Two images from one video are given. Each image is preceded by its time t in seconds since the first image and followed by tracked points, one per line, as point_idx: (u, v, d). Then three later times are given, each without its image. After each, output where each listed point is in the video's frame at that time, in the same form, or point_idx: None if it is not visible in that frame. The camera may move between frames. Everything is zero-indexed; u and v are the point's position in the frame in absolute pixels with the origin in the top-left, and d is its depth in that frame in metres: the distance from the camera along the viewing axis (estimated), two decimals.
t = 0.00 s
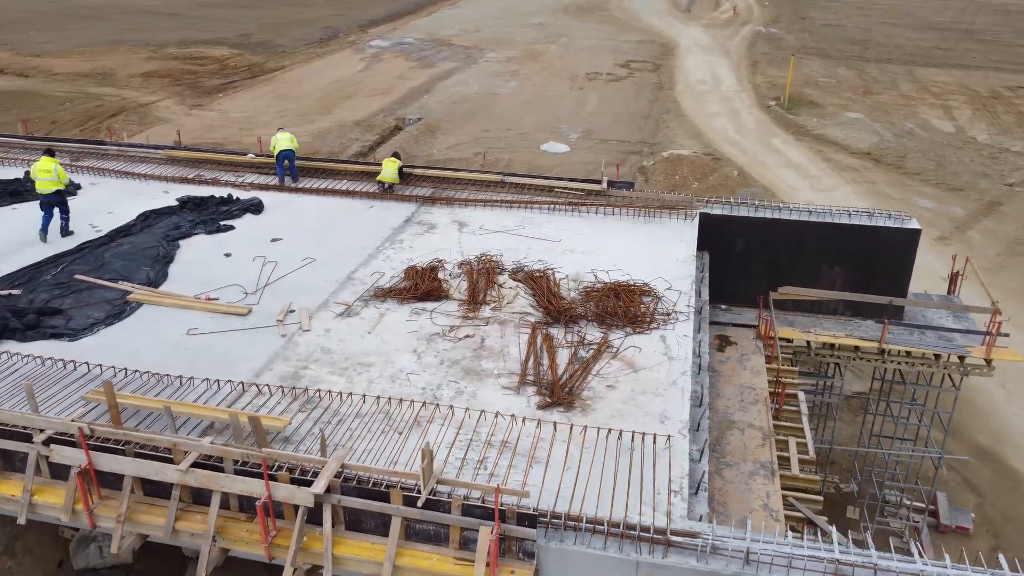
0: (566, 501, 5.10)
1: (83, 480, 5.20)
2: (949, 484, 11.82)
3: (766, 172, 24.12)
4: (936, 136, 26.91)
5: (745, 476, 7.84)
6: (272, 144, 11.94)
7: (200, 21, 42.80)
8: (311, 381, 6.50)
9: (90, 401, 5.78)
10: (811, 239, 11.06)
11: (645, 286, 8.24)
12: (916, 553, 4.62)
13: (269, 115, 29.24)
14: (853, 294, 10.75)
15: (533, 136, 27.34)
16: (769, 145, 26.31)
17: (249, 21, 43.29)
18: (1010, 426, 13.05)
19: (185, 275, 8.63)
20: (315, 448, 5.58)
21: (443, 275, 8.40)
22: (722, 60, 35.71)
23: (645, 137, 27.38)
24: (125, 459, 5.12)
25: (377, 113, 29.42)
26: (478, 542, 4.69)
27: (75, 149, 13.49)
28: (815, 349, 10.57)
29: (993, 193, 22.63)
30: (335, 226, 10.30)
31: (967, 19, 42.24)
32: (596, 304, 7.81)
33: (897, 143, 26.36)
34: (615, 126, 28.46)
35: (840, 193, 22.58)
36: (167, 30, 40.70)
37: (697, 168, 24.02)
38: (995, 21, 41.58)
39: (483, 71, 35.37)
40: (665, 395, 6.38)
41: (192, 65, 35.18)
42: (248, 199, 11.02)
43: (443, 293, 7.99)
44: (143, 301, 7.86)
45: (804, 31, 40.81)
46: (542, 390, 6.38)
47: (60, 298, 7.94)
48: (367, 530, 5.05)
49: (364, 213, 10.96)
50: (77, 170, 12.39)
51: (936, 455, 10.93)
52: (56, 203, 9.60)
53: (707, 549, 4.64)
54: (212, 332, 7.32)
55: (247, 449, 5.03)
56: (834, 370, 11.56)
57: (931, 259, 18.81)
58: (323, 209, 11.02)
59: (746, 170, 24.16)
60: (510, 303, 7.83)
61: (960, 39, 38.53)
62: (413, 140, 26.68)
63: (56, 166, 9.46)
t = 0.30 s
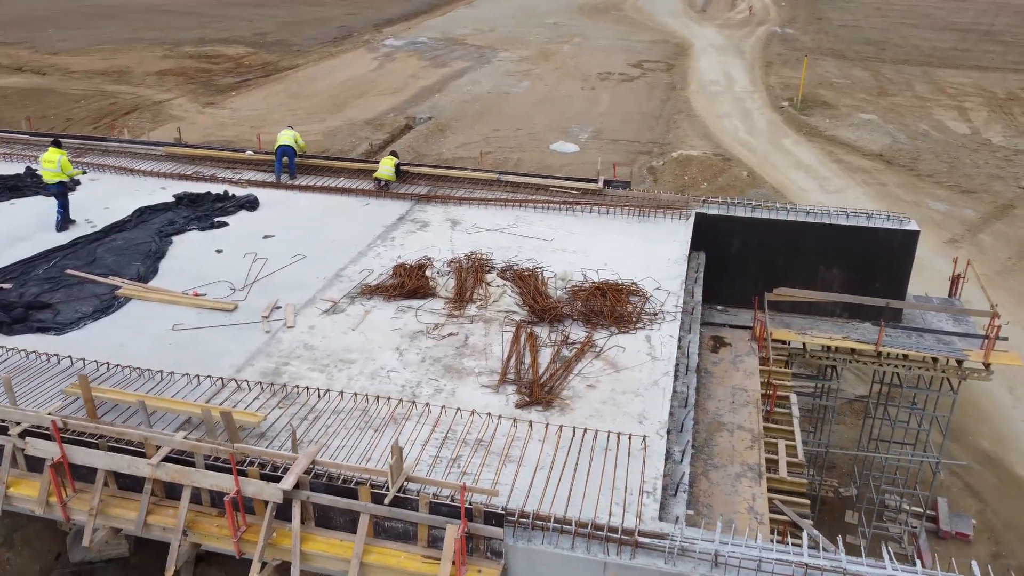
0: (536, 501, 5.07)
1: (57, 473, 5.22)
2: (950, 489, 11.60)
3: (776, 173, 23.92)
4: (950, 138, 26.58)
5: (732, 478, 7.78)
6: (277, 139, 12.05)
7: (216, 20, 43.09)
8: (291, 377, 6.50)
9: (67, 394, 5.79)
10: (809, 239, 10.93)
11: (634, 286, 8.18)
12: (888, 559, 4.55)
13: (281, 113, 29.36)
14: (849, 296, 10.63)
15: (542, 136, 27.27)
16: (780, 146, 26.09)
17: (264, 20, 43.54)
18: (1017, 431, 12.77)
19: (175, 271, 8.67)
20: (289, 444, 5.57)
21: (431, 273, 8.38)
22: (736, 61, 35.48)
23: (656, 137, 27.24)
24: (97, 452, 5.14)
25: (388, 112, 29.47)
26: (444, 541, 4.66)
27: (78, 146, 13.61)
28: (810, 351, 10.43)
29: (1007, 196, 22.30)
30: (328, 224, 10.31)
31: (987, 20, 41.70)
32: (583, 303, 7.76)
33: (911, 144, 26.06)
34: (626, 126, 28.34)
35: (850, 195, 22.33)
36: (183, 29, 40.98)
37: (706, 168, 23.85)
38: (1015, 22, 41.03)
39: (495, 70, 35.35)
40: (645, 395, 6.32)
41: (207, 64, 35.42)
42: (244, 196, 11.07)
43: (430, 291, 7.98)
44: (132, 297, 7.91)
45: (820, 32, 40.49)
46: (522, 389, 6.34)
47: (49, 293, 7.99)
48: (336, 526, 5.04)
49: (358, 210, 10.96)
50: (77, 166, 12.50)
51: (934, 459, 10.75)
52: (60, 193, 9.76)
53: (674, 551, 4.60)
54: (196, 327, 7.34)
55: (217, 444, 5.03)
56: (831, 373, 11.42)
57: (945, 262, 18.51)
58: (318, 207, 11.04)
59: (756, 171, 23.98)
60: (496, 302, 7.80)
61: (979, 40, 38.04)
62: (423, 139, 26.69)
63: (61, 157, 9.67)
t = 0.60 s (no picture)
0: (506, 498, 5.04)
1: (31, 465, 5.26)
2: (950, 494, 11.34)
3: (786, 174, 23.74)
4: (964, 140, 26.27)
5: (717, 479, 7.74)
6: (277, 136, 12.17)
7: (232, 18, 43.35)
8: (272, 372, 6.52)
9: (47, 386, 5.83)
10: (806, 239, 10.79)
11: (621, 284, 8.13)
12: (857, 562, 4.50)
13: (292, 111, 29.46)
14: (845, 297, 10.51)
15: (552, 135, 27.20)
16: (791, 146, 25.89)
17: (279, 19, 43.75)
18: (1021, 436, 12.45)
19: (166, 265, 8.72)
20: (263, 438, 5.58)
21: (419, 269, 8.37)
22: (750, 61, 35.27)
23: (666, 137, 27.10)
24: (71, 444, 5.16)
25: (398, 111, 29.50)
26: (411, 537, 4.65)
27: (81, 142, 13.72)
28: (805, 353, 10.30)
29: (1020, 199, 21.98)
30: (321, 221, 10.32)
31: (1006, 21, 41.19)
32: (569, 301, 7.73)
33: (923, 146, 25.77)
34: (637, 126, 28.22)
35: (860, 197, 22.09)
36: (199, 27, 41.23)
37: (716, 169, 23.71)
38: None
39: (508, 69, 35.34)
40: (625, 394, 6.28)
41: (222, 62, 35.63)
42: (239, 192, 11.12)
43: (416, 287, 7.97)
44: (120, 291, 7.95)
45: (836, 32, 40.17)
46: (501, 385, 6.33)
47: (40, 286, 8.06)
48: (306, 521, 5.04)
49: (353, 207, 10.97)
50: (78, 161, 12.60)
51: (932, 463, 10.54)
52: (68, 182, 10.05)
53: (641, 550, 4.56)
54: (182, 322, 7.37)
55: (188, 437, 5.04)
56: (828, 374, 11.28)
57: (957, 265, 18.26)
58: (312, 204, 11.05)
59: (765, 171, 23.82)
60: (482, 299, 7.78)
61: (998, 41, 37.57)
62: (432, 138, 26.71)
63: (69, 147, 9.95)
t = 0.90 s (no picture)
0: (475, 494, 5.02)
1: (7, 455, 5.30)
2: (951, 498, 11.05)
3: (796, 175, 23.54)
4: (978, 142, 25.95)
5: (703, 479, 7.69)
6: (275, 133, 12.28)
7: (246, 17, 43.58)
8: (253, 366, 6.54)
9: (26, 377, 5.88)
10: (802, 239, 10.68)
11: (608, 283, 8.10)
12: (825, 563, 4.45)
13: (303, 109, 29.55)
14: (840, 298, 10.40)
15: (562, 135, 27.13)
16: (801, 147, 25.68)
17: (293, 18, 43.94)
18: None
19: (157, 261, 8.77)
20: (240, 432, 5.60)
21: (407, 265, 8.36)
22: (763, 61, 35.04)
23: (676, 137, 26.94)
24: (46, 435, 5.20)
25: (408, 110, 29.52)
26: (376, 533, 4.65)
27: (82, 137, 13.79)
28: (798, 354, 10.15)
29: None
30: (315, 217, 10.35)
31: None
32: (555, 299, 7.69)
33: (936, 147, 25.47)
34: (647, 126, 28.09)
35: (870, 198, 21.85)
36: (214, 26, 41.48)
37: (724, 169, 23.57)
38: None
39: (519, 69, 35.30)
40: (605, 392, 6.25)
41: (235, 60, 35.83)
42: (235, 188, 11.18)
43: (403, 284, 7.97)
44: (110, 285, 8.01)
45: (852, 33, 39.83)
46: (480, 382, 6.31)
47: (31, 280, 8.13)
48: (277, 515, 5.05)
49: (347, 204, 10.99)
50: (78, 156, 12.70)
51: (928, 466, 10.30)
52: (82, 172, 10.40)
53: (607, 549, 4.53)
54: (168, 316, 7.42)
55: (160, 431, 5.06)
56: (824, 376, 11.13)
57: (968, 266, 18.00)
58: (308, 201, 11.08)
59: (774, 172, 23.65)
60: (468, 296, 7.77)
61: (1016, 43, 37.11)
62: (441, 137, 26.71)
63: (79, 137, 10.22)
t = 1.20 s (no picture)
0: (445, 490, 5.01)
1: None
2: (949, 500, 10.53)
3: (805, 176, 23.34)
4: (992, 144, 25.63)
5: (687, 479, 7.65)
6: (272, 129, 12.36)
7: (260, 16, 43.79)
8: (236, 360, 6.57)
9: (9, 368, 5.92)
10: (798, 239, 10.58)
11: (596, 281, 8.06)
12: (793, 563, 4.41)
13: (314, 108, 29.62)
14: (835, 298, 10.28)
15: (571, 135, 27.04)
16: (812, 148, 25.48)
17: (306, 17, 44.11)
18: None
19: (149, 255, 8.83)
20: (217, 424, 5.62)
21: (395, 261, 8.36)
22: (776, 61, 34.80)
23: (685, 137, 26.78)
24: (23, 426, 5.24)
25: (418, 109, 29.54)
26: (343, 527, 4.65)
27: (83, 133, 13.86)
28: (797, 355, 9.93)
29: None
30: (308, 213, 10.38)
31: None
32: (542, 297, 7.67)
33: (948, 149, 25.19)
34: (657, 126, 27.96)
35: (880, 200, 21.63)
36: (228, 25, 41.70)
37: (732, 169, 23.45)
38: None
39: (531, 68, 35.25)
40: (585, 390, 6.22)
41: (248, 59, 36.00)
42: (232, 183, 11.23)
43: (390, 280, 7.98)
44: (100, 278, 8.07)
45: (867, 33, 39.53)
46: (459, 378, 6.30)
47: (24, 273, 8.20)
48: (248, 508, 5.07)
49: (342, 201, 11.01)
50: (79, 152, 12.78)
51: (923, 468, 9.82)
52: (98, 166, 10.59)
53: (573, 546, 4.50)
54: (155, 309, 7.46)
55: (135, 422, 5.09)
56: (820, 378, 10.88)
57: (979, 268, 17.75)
58: (303, 197, 11.12)
59: (782, 172, 23.47)
60: (454, 293, 7.77)
61: None
62: (450, 136, 26.70)
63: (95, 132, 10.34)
